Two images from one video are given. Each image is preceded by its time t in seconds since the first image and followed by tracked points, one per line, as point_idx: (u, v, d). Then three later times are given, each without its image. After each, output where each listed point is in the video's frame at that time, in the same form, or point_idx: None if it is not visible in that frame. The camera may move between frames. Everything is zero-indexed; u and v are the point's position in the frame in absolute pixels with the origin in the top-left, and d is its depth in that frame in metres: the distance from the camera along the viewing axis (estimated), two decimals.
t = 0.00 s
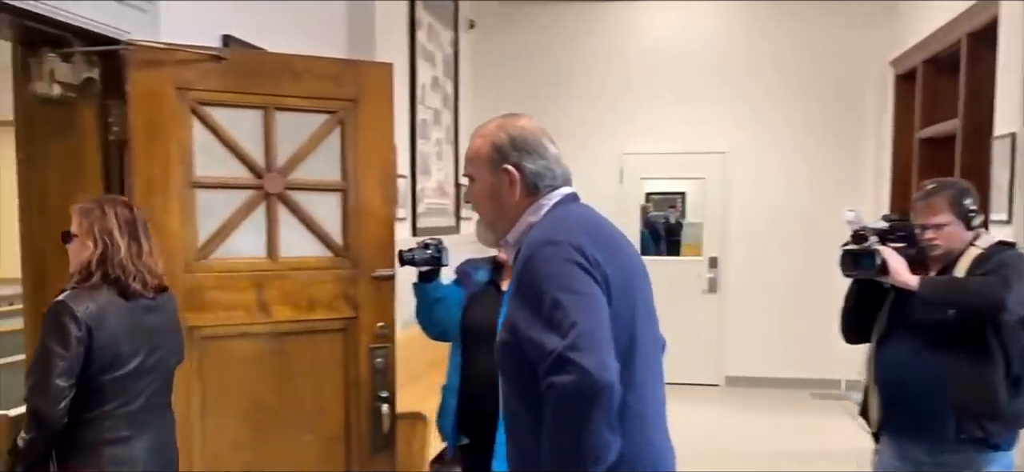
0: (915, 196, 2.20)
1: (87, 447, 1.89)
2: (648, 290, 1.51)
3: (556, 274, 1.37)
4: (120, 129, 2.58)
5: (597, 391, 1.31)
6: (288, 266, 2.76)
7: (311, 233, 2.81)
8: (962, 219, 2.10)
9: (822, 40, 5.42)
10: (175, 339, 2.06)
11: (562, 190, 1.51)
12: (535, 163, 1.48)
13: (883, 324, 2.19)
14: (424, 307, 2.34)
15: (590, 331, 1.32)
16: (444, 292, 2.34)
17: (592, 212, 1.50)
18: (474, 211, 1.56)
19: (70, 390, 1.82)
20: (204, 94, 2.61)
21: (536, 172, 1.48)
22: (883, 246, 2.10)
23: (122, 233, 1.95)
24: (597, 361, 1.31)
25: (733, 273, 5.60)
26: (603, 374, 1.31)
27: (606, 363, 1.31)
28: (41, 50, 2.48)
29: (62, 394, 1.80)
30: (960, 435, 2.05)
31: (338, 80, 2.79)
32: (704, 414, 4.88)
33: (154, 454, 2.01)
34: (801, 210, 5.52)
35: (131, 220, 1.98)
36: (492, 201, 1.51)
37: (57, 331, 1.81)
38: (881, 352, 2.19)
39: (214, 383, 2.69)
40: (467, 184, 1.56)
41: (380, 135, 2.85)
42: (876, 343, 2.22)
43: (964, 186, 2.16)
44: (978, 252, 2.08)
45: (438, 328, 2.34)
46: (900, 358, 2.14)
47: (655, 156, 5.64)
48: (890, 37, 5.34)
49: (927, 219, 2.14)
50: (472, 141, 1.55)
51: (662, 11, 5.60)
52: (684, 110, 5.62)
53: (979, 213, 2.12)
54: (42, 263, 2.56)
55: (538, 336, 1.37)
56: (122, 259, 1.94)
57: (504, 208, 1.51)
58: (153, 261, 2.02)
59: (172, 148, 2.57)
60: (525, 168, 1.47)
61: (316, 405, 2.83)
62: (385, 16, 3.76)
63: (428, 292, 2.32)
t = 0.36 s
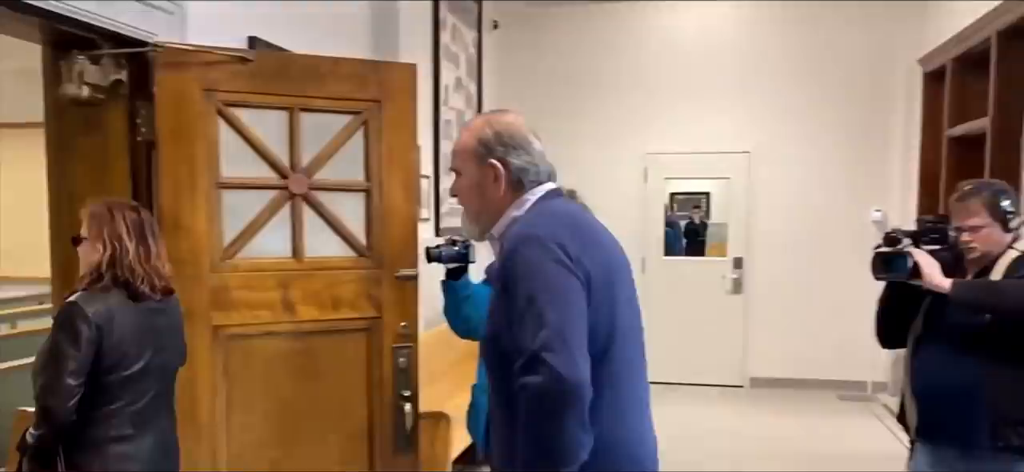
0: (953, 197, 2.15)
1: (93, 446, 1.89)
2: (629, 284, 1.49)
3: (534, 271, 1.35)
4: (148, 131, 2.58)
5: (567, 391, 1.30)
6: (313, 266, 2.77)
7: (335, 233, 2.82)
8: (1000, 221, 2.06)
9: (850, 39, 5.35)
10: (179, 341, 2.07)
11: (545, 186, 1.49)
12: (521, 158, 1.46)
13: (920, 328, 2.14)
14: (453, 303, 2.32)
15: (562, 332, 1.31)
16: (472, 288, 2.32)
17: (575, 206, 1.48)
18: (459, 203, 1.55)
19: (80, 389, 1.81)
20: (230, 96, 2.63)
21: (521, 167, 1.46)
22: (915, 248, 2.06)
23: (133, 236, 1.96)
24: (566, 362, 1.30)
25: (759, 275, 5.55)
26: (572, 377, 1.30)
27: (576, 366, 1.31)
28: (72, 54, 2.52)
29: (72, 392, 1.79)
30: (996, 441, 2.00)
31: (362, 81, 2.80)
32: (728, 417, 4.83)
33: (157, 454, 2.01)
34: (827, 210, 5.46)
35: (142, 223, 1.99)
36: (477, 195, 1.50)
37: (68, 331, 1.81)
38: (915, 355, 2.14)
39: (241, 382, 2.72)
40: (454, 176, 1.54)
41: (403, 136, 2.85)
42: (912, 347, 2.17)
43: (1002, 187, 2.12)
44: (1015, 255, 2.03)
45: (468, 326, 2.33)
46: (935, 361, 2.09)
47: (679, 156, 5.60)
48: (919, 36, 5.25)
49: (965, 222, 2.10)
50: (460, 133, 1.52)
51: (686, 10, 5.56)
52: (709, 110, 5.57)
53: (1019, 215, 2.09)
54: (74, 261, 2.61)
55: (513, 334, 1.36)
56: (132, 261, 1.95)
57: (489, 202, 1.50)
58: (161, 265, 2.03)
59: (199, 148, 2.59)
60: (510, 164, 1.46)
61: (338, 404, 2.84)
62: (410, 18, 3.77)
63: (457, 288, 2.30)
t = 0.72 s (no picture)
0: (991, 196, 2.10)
1: (101, 433, 1.92)
2: (609, 280, 1.49)
3: (513, 268, 1.34)
4: (174, 132, 2.61)
5: (551, 386, 1.29)
6: (337, 266, 2.78)
7: (359, 232, 2.83)
8: None
9: (878, 37, 5.28)
10: (183, 330, 2.08)
11: (529, 185, 1.47)
12: (506, 159, 1.44)
13: (958, 333, 2.11)
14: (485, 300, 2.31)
15: (544, 326, 1.31)
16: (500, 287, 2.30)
17: (555, 205, 1.48)
18: (446, 204, 1.53)
19: (89, 377, 1.83)
20: (256, 97, 2.65)
21: (506, 167, 1.44)
22: (949, 252, 2.04)
23: (132, 230, 1.96)
24: (549, 357, 1.29)
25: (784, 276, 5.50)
26: (555, 370, 1.29)
27: (558, 359, 1.30)
28: (100, 56, 2.55)
29: (81, 380, 1.81)
30: None
31: (386, 81, 2.81)
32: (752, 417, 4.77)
33: (162, 439, 2.05)
34: (854, 210, 5.39)
35: (142, 217, 1.99)
36: (463, 194, 1.47)
37: (77, 321, 1.83)
38: (952, 361, 2.11)
39: (266, 382, 2.73)
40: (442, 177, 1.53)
41: (427, 136, 2.87)
42: (950, 352, 2.14)
43: None
44: None
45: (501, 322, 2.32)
46: (970, 367, 2.05)
47: (704, 155, 5.55)
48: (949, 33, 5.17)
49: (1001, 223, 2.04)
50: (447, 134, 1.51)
51: (711, 9, 5.52)
52: (733, 109, 5.53)
53: None
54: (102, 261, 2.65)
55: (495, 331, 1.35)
56: (133, 254, 1.96)
57: (475, 203, 1.48)
58: (165, 256, 2.03)
59: (224, 149, 2.61)
60: (496, 164, 1.44)
61: (361, 403, 2.85)
62: (433, 18, 3.77)
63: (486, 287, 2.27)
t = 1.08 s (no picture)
0: None
1: (111, 424, 1.95)
2: (594, 279, 1.47)
3: (494, 268, 1.33)
4: (202, 133, 2.60)
5: (538, 376, 1.26)
6: (362, 266, 2.80)
7: (384, 232, 2.86)
8: None
9: (907, 36, 5.21)
10: (185, 325, 2.12)
11: (512, 192, 1.44)
12: (490, 165, 1.41)
13: (994, 336, 1.98)
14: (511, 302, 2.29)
15: (529, 321, 1.28)
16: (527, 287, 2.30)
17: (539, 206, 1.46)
18: (435, 212, 1.50)
19: (99, 369, 1.88)
20: (283, 98, 2.67)
21: (491, 173, 1.41)
22: (988, 255, 1.98)
23: (129, 227, 1.99)
24: (536, 350, 1.27)
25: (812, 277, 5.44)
26: (545, 363, 1.27)
27: (547, 352, 1.27)
28: (129, 58, 2.55)
29: (91, 372, 1.86)
30: None
31: (411, 82, 2.83)
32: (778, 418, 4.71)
33: (173, 432, 2.07)
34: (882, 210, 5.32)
35: (142, 215, 2.02)
36: (451, 201, 1.45)
37: (87, 314, 1.88)
38: (988, 366, 1.97)
39: (292, 382, 2.74)
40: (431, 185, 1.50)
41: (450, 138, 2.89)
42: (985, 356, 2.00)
43: None
44: None
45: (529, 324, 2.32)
46: (1012, 372, 1.91)
47: (729, 155, 5.51)
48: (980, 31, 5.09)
49: None
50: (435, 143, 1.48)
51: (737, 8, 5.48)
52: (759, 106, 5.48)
53: None
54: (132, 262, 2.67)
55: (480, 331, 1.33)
56: (130, 250, 1.99)
57: (462, 210, 1.45)
58: (165, 251, 2.07)
59: (252, 150, 2.63)
60: (481, 171, 1.41)
61: (386, 403, 2.87)
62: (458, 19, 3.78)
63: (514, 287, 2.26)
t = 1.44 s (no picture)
0: None
1: (123, 419, 1.99)
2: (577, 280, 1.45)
3: (470, 270, 1.32)
4: (228, 134, 2.62)
5: (517, 367, 1.25)
6: (386, 266, 2.82)
7: (407, 232, 2.89)
8: None
9: (935, 33, 5.13)
10: (191, 319, 2.14)
11: (496, 198, 1.43)
12: (475, 172, 1.41)
13: None
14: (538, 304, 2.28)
15: (507, 317, 1.28)
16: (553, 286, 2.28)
17: (519, 208, 1.46)
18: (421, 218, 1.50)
19: (112, 364, 1.92)
20: (307, 99, 2.68)
21: (476, 180, 1.41)
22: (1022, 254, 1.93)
23: (128, 223, 2.02)
24: (515, 344, 1.26)
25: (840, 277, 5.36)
26: (524, 357, 1.25)
27: (526, 346, 1.26)
28: (156, 59, 2.55)
29: (104, 368, 1.90)
30: None
31: (434, 82, 2.85)
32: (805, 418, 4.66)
33: (184, 426, 2.10)
34: (911, 210, 5.24)
35: (141, 213, 2.04)
36: (436, 206, 1.45)
37: (96, 311, 1.92)
38: None
39: (317, 380, 2.75)
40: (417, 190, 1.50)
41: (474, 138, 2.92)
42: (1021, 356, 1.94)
43: None
44: None
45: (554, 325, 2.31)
46: None
47: (754, 155, 5.46)
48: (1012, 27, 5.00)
49: None
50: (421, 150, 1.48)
51: (761, 6, 5.43)
52: (784, 105, 5.42)
53: None
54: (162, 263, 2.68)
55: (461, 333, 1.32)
56: (130, 246, 2.01)
57: (447, 216, 1.45)
58: (167, 245, 2.09)
59: (277, 151, 2.64)
60: (466, 178, 1.41)
61: (410, 403, 2.88)
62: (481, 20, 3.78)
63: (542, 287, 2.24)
